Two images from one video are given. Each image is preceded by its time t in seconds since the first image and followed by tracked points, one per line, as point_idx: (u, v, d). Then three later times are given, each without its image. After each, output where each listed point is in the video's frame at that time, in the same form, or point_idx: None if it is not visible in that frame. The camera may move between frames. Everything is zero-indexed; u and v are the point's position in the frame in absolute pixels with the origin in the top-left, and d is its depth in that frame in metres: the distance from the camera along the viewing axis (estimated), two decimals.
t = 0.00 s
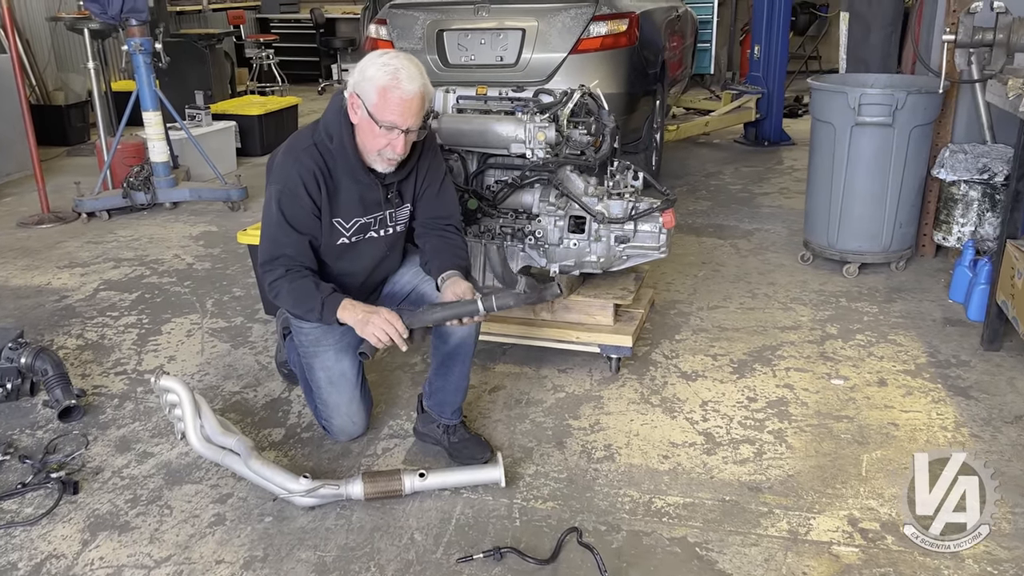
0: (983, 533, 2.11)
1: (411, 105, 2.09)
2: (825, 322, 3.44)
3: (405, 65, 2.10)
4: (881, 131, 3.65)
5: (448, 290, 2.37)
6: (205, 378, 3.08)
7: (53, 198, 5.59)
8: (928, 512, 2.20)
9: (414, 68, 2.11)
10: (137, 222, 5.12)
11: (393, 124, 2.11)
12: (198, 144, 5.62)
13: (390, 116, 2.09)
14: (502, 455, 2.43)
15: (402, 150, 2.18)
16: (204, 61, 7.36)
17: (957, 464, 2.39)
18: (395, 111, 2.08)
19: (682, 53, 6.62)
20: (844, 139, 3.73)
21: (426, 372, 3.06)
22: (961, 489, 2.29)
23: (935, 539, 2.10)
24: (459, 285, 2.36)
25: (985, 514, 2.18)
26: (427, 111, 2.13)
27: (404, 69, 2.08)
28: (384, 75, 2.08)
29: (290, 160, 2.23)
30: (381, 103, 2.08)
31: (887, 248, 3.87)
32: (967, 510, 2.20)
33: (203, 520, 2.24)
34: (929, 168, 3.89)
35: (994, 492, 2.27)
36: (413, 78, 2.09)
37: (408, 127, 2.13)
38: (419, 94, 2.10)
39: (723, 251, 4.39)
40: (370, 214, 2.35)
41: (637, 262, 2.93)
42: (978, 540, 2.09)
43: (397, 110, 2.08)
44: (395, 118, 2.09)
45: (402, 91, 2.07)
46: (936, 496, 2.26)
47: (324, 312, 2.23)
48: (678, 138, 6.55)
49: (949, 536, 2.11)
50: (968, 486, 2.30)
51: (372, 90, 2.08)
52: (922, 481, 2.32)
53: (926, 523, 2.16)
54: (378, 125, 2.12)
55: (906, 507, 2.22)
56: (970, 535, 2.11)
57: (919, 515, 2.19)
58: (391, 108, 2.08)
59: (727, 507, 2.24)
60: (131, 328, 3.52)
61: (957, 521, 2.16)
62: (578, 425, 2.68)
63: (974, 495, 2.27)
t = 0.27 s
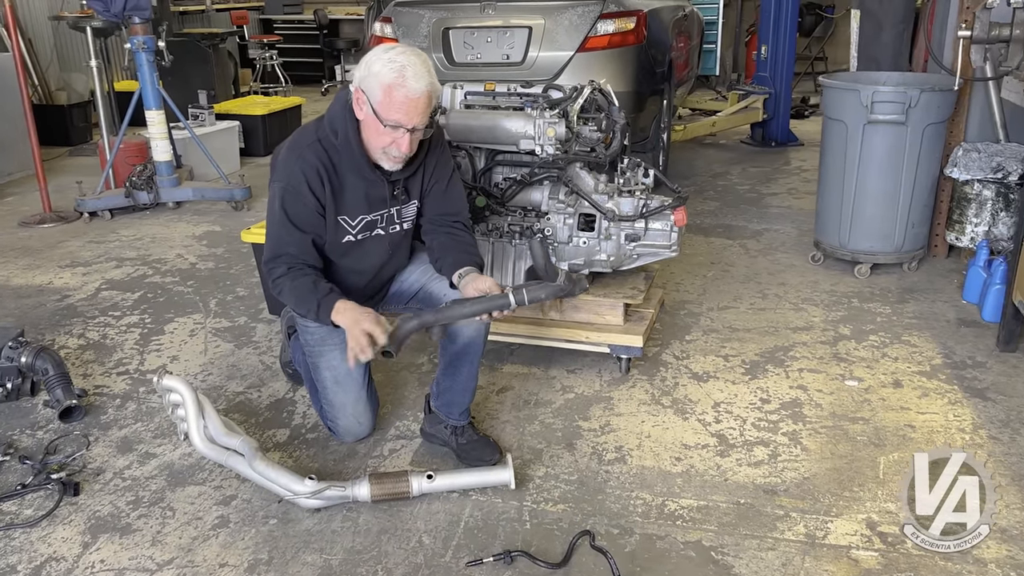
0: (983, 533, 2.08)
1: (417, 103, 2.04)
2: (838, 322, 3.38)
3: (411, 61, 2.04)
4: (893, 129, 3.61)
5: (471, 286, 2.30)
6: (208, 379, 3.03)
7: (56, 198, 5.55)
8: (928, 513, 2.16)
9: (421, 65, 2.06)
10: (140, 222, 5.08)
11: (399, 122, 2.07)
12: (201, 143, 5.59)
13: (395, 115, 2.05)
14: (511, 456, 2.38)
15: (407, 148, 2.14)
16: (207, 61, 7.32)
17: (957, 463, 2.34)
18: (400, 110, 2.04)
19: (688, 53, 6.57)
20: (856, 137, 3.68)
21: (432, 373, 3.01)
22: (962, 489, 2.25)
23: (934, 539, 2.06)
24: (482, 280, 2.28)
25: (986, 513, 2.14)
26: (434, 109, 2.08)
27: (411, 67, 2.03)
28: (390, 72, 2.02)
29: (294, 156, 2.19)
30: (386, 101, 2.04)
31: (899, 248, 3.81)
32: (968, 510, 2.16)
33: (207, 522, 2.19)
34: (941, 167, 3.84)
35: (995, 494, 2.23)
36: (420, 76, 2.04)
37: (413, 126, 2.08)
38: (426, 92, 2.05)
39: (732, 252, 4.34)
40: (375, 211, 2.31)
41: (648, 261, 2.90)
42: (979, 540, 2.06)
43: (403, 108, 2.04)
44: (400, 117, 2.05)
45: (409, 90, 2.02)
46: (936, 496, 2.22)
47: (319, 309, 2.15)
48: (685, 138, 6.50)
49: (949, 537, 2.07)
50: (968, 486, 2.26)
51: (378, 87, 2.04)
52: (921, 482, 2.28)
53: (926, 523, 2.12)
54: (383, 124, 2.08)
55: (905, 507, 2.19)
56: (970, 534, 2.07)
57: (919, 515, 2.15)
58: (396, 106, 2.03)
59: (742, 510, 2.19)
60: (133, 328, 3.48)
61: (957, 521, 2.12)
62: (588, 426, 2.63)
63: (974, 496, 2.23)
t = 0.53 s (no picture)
0: (983, 534, 2.03)
1: (419, 97, 2.00)
2: (849, 323, 3.33)
3: (414, 54, 2.00)
4: (906, 127, 3.55)
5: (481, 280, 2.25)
6: (210, 376, 3.00)
7: (61, 196, 5.53)
8: (928, 512, 2.12)
9: (424, 58, 2.02)
10: (144, 219, 5.05)
11: (402, 116, 2.03)
12: (206, 142, 5.56)
13: (397, 108, 2.01)
14: (516, 457, 2.33)
15: (410, 142, 2.10)
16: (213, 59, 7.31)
17: (957, 463, 2.28)
18: (402, 104, 2.00)
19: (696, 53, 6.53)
20: (868, 135, 3.62)
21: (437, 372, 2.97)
22: (962, 490, 2.20)
23: (935, 538, 2.02)
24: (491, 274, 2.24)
25: (986, 513, 2.11)
26: (437, 103, 2.04)
27: (414, 60, 1.99)
28: (393, 65, 1.99)
29: (296, 151, 2.16)
30: (388, 95, 2.00)
31: (912, 248, 3.75)
32: (968, 510, 2.12)
33: (207, 522, 2.15)
34: (954, 167, 3.78)
35: (995, 495, 2.17)
36: (423, 69, 2.00)
37: (416, 120, 2.04)
38: (429, 86, 2.01)
39: (742, 252, 4.28)
40: (379, 206, 2.27)
41: (656, 259, 2.85)
42: (979, 541, 2.02)
43: (406, 102, 2.00)
44: (402, 111, 2.01)
45: (411, 84, 1.98)
46: (937, 495, 2.18)
47: (322, 310, 2.15)
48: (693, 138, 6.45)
49: (949, 536, 2.03)
50: (968, 487, 2.21)
51: (380, 80, 2.00)
52: (922, 481, 2.24)
53: (926, 523, 2.08)
54: (385, 117, 2.04)
55: (906, 507, 2.15)
56: (970, 535, 2.03)
57: (919, 515, 2.12)
58: (398, 100, 1.99)
59: (753, 513, 2.14)
60: (135, 325, 3.45)
61: (957, 521, 2.08)
62: (595, 427, 2.59)
63: (975, 497, 2.18)
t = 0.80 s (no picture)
0: (983, 534, 2.01)
1: (421, 90, 1.97)
2: (861, 326, 3.26)
3: (416, 45, 1.97)
4: (921, 127, 3.48)
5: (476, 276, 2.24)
6: (211, 374, 2.97)
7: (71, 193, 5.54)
8: (927, 511, 2.09)
9: (426, 49, 1.99)
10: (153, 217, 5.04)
11: (404, 109, 2.00)
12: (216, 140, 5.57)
13: (399, 101, 1.97)
14: (517, 459, 2.29)
15: (412, 136, 2.06)
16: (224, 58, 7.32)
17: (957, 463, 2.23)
18: (404, 97, 1.96)
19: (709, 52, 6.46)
20: (881, 134, 3.56)
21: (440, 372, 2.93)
22: (961, 490, 2.15)
23: (935, 538, 1.99)
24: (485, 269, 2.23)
25: (986, 512, 2.07)
26: (439, 96, 2.01)
27: (415, 51, 1.95)
28: (394, 57, 1.96)
29: (296, 146, 2.11)
30: (390, 87, 1.96)
31: (926, 250, 3.68)
32: (968, 509, 2.09)
33: (202, 521, 2.12)
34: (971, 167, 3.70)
35: (995, 493, 2.15)
36: (425, 61, 1.97)
37: (418, 113, 2.01)
38: (431, 78, 1.97)
39: (753, 253, 4.22)
40: (380, 203, 2.22)
41: (663, 259, 2.77)
42: (978, 540, 1.99)
43: (408, 94, 1.96)
44: (404, 103, 1.98)
45: (413, 75, 1.95)
46: (936, 496, 2.14)
47: (331, 308, 2.12)
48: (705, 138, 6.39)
49: (948, 535, 2.00)
50: (968, 487, 2.17)
51: (381, 72, 1.97)
52: (922, 482, 2.20)
53: (926, 523, 2.05)
54: (387, 110, 2.01)
55: (905, 508, 2.11)
56: (969, 535, 2.00)
57: (918, 514, 2.09)
58: (400, 92, 1.96)
59: (758, 519, 2.08)
60: (139, 322, 3.43)
61: (956, 521, 2.05)
62: (598, 429, 2.54)
63: (975, 496, 2.14)
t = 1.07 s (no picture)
0: (983, 534, 1.99)
1: (420, 79, 1.93)
2: (876, 331, 3.18)
3: (416, 35, 1.94)
4: (939, 128, 3.39)
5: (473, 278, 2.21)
6: (214, 373, 2.96)
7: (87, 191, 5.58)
8: (928, 513, 2.07)
9: (426, 39, 1.95)
10: (166, 215, 5.06)
11: (402, 100, 1.95)
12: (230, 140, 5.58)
13: (398, 91, 1.93)
14: (515, 462, 2.25)
15: (411, 128, 2.02)
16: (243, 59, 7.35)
17: (957, 463, 2.24)
18: (403, 86, 1.93)
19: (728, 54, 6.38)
20: (899, 135, 3.48)
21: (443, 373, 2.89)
22: (962, 491, 2.14)
23: (936, 538, 1.97)
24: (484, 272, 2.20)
25: (986, 513, 2.05)
26: (439, 86, 1.97)
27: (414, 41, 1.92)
28: (393, 46, 1.92)
29: (294, 140, 2.08)
30: (389, 76, 1.93)
31: (945, 255, 3.59)
32: (968, 511, 2.06)
33: (194, 521, 2.10)
34: (992, 169, 3.60)
35: (995, 493, 2.13)
36: (424, 50, 1.93)
37: (418, 103, 1.96)
38: (430, 67, 1.94)
39: (767, 256, 4.14)
40: (379, 200, 2.19)
41: (670, 261, 2.72)
42: (979, 540, 1.97)
43: (406, 84, 1.92)
44: (403, 93, 1.94)
45: (412, 65, 1.91)
46: (936, 497, 2.12)
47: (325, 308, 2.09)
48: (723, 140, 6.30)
49: (949, 538, 1.98)
50: (969, 486, 2.16)
51: (380, 62, 1.93)
52: (921, 483, 2.18)
53: (926, 523, 2.03)
54: (386, 101, 1.97)
55: (904, 506, 2.09)
56: (970, 535, 1.98)
57: (918, 515, 2.06)
58: (399, 82, 1.92)
59: (761, 528, 2.02)
60: (146, 320, 3.43)
61: (957, 522, 2.03)
62: (601, 433, 2.49)
63: (975, 496, 2.13)
